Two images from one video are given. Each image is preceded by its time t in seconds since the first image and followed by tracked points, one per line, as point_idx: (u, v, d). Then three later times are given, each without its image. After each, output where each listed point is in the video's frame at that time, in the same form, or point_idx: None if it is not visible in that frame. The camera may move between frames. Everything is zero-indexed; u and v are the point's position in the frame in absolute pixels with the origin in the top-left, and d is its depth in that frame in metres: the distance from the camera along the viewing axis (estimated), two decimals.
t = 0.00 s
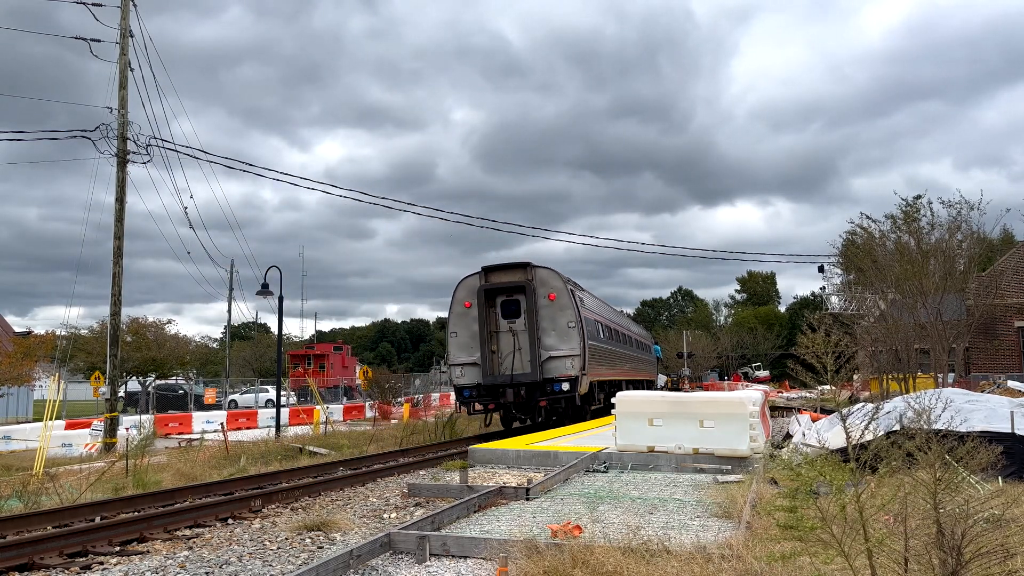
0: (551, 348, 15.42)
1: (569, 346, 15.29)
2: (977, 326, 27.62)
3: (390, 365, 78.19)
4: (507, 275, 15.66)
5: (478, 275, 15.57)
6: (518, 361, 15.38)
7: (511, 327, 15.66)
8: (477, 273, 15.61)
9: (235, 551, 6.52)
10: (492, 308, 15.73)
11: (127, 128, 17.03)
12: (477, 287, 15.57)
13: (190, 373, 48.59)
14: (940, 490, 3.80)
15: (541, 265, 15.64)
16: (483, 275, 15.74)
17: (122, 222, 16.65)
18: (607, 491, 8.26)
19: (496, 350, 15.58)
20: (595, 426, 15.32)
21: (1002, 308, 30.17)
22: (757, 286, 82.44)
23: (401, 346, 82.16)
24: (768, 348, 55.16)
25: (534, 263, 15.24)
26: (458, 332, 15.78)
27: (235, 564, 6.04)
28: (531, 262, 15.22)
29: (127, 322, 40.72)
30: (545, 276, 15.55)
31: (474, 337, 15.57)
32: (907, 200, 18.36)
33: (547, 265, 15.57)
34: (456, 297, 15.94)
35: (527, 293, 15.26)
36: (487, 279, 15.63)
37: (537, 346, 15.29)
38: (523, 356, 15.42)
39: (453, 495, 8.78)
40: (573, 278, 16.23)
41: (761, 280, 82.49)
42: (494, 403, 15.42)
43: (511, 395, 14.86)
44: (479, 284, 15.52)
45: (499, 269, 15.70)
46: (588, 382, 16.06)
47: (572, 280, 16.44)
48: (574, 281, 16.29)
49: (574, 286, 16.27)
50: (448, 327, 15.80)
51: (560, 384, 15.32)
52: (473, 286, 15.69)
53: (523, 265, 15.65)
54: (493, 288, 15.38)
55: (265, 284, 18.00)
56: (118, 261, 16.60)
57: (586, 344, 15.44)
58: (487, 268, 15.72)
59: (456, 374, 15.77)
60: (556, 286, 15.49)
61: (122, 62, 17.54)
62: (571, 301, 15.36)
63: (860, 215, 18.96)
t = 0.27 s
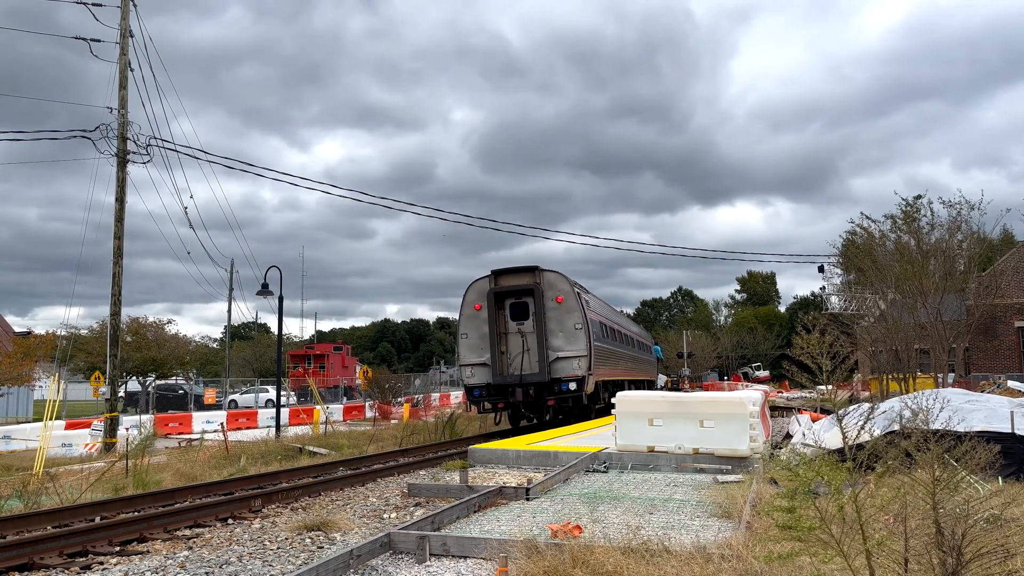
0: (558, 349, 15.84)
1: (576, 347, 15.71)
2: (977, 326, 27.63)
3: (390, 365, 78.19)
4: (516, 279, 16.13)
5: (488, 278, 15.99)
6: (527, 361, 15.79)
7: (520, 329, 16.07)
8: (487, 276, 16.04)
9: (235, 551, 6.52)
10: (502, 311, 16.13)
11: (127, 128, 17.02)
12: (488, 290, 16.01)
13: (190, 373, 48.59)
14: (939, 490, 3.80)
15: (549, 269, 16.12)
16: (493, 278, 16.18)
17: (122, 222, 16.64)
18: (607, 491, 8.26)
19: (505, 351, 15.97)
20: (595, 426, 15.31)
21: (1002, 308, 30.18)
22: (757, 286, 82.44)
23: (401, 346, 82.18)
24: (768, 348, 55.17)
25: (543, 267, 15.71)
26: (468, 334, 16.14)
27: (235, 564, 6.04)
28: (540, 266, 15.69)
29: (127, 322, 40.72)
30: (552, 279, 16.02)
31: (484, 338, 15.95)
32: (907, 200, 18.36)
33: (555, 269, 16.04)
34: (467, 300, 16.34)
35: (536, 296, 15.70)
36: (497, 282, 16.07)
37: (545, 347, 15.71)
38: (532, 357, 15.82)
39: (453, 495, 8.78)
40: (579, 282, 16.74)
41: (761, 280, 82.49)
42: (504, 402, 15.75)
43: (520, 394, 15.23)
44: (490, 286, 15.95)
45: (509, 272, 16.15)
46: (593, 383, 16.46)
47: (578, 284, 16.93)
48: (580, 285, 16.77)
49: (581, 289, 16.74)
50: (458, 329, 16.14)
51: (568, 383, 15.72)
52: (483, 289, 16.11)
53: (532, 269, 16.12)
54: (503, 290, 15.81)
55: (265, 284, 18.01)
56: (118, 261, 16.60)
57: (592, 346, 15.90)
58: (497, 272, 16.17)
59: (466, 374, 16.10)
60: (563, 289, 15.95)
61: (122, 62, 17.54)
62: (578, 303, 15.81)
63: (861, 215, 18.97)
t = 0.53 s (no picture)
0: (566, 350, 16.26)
1: (583, 348, 16.13)
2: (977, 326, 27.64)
3: (390, 365, 78.21)
4: (525, 282, 16.46)
5: (497, 281, 16.31)
6: (535, 362, 16.17)
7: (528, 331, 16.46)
8: (496, 279, 16.34)
9: (235, 551, 6.52)
10: (511, 313, 16.48)
11: (127, 128, 17.02)
12: (497, 292, 16.34)
13: (190, 373, 48.59)
14: (938, 490, 3.80)
15: (557, 272, 16.44)
16: (501, 281, 16.50)
17: (122, 222, 16.64)
18: (607, 491, 8.26)
19: (514, 351, 16.33)
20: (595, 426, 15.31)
21: (1002, 308, 30.19)
22: (757, 286, 82.46)
23: (401, 346, 82.18)
24: (768, 348, 55.21)
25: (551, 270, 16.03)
26: (478, 335, 16.46)
27: (235, 564, 6.04)
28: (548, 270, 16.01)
29: (127, 322, 40.73)
30: (560, 282, 16.36)
31: (494, 339, 16.31)
32: (907, 200, 18.35)
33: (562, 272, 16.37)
34: (475, 302, 16.64)
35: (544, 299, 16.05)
36: (506, 285, 16.38)
37: (553, 348, 16.10)
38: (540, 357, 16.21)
39: (453, 495, 8.78)
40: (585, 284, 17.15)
41: (761, 280, 82.51)
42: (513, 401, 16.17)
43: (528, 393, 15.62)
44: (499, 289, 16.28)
45: (517, 275, 16.47)
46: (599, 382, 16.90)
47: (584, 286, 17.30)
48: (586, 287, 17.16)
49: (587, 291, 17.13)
50: (467, 330, 16.48)
51: (575, 383, 16.17)
52: (492, 292, 16.43)
53: (540, 272, 16.44)
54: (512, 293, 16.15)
55: (265, 284, 18.01)
56: (118, 261, 16.60)
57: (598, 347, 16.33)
58: (506, 274, 16.48)
59: (476, 373, 16.46)
60: (570, 291, 16.29)
61: (122, 62, 17.54)
62: (584, 306, 16.19)
63: (861, 215, 18.96)
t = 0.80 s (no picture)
0: (571, 351, 17.07)
1: (588, 349, 16.92)
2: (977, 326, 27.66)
3: (390, 365, 78.22)
4: (533, 285, 17.37)
5: (507, 285, 17.30)
6: (543, 361, 17.07)
7: (536, 332, 17.36)
8: (505, 283, 17.31)
9: (235, 551, 6.52)
10: (519, 315, 17.42)
11: (127, 128, 17.01)
12: (506, 295, 17.32)
13: (189, 373, 48.58)
14: (939, 490, 3.80)
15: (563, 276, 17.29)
16: (511, 284, 17.46)
17: (122, 222, 16.64)
18: (607, 491, 8.26)
19: (522, 352, 17.27)
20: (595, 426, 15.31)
21: (1002, 308, 30.21)
22: (757, 286, 82.48)
23: (401, 346, 82.20)
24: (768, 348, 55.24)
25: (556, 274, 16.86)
26: (488, 336, 17.44)
27: (235, 564, 6.05)
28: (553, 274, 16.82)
29: (127, 322, 40.73)
30: (565, 285, 17.22)
31: (503, 340, 17.28)
32: (907, 200, 18.34)
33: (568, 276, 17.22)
34: (486, 305, 17.62)
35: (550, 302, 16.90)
36: (515, 288, 17.35)
37: (559, 349, 16.95)
38: (547, 358, 17.08)
39: (453, 495, 8.78)
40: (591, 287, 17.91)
41: (761, 280, 82.54)
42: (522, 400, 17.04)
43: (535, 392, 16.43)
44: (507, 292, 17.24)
45: (525, 279, 17.39)
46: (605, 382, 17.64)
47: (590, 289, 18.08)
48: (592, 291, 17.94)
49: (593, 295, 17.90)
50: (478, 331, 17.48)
51: (580, 382, 16.95)
52: (502, 295, 17.40)
53: (547, 276, 17.31)
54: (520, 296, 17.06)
55: (265, 284, 18.01)
56: (118, 261, 16.60)
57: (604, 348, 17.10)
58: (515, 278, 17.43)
59: (487, 373, 17.44)
60: (576, 294, 17.12)
61: (122, 62, 17.53)
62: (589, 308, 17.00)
63: (861, 215, 18.95)
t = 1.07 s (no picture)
0: (578, 351, 17.27)
1: (594, 350, 17.15)
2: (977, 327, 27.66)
3: (390, 365, 78.24)
4: (540, 288, 17.51)
5: (515, 287, 17.39)
6: (550, 362, 17.25)
7: (543, 334, 17.52)
8: (513, 285, 17.43)
9: (235, 551, 6.52)
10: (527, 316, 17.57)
11: (127, 128, 17.02)
12: (514, 297, 17.44)
13: (189, 373, 48.57)
14: (940, 490, 3.80)
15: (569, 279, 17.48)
16: (518, 287, 17.56)
17: (122, 222, 16.64)
18: (607, 491, 8.26)
19: (530, 353, 17.42)
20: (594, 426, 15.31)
21: (1002, 308, 30.21)
22: (757, 286, 82.51)
23: (401, 346, 82.20)
24: (768, 348, 55.27)
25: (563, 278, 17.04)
26: (496, 337, 17.55)
27: (235, 564, 6.04)
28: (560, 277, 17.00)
29: (127, 322, 40.74)
30: (572, 288, 17.40)
31: (511, 341, 17.40)
32: (907, 200, 18.36)
33: (574, 279, 17.41)
34: (493, 306, 17.71)
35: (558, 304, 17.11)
36: (522, 290, 17.47)
37: (566, 350, 17.14)
38: (554, 358, 17.27)
39: (453, 495, 8.78)
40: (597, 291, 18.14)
41: (761, 280, 82.56)
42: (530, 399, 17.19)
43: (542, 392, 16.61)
44: (515, 294, 17.36)
45: (533, 281, 17.52)
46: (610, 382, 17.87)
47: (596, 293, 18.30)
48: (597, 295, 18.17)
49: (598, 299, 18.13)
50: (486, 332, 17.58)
51: (587, 381, 17.19)
52: (510, 297, 17.50)
53: (554, 279, 17.47)
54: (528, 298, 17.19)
55: (265, 284, 18.00)
56: (118, 261, 16.60)
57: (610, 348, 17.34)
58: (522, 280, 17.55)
59: (495, 373, 17.55)
60: (582, 297, 17.32)
61: (122, 62, 17.54)
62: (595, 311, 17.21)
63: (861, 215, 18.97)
